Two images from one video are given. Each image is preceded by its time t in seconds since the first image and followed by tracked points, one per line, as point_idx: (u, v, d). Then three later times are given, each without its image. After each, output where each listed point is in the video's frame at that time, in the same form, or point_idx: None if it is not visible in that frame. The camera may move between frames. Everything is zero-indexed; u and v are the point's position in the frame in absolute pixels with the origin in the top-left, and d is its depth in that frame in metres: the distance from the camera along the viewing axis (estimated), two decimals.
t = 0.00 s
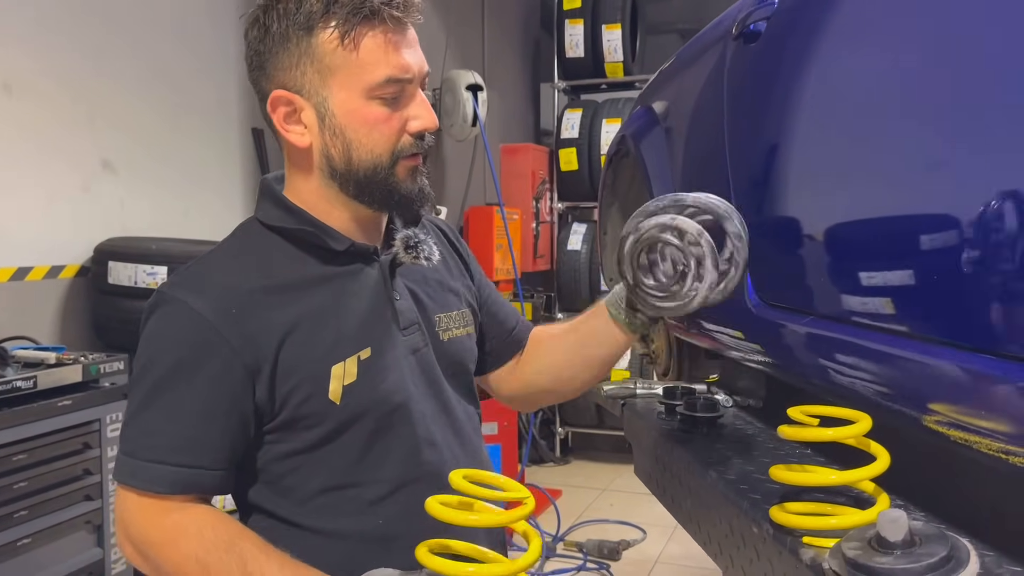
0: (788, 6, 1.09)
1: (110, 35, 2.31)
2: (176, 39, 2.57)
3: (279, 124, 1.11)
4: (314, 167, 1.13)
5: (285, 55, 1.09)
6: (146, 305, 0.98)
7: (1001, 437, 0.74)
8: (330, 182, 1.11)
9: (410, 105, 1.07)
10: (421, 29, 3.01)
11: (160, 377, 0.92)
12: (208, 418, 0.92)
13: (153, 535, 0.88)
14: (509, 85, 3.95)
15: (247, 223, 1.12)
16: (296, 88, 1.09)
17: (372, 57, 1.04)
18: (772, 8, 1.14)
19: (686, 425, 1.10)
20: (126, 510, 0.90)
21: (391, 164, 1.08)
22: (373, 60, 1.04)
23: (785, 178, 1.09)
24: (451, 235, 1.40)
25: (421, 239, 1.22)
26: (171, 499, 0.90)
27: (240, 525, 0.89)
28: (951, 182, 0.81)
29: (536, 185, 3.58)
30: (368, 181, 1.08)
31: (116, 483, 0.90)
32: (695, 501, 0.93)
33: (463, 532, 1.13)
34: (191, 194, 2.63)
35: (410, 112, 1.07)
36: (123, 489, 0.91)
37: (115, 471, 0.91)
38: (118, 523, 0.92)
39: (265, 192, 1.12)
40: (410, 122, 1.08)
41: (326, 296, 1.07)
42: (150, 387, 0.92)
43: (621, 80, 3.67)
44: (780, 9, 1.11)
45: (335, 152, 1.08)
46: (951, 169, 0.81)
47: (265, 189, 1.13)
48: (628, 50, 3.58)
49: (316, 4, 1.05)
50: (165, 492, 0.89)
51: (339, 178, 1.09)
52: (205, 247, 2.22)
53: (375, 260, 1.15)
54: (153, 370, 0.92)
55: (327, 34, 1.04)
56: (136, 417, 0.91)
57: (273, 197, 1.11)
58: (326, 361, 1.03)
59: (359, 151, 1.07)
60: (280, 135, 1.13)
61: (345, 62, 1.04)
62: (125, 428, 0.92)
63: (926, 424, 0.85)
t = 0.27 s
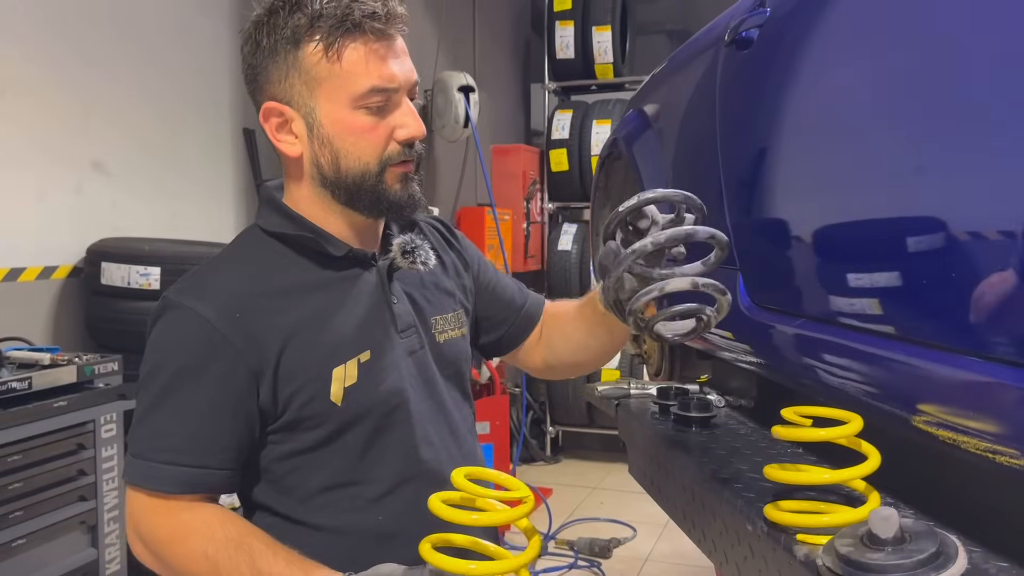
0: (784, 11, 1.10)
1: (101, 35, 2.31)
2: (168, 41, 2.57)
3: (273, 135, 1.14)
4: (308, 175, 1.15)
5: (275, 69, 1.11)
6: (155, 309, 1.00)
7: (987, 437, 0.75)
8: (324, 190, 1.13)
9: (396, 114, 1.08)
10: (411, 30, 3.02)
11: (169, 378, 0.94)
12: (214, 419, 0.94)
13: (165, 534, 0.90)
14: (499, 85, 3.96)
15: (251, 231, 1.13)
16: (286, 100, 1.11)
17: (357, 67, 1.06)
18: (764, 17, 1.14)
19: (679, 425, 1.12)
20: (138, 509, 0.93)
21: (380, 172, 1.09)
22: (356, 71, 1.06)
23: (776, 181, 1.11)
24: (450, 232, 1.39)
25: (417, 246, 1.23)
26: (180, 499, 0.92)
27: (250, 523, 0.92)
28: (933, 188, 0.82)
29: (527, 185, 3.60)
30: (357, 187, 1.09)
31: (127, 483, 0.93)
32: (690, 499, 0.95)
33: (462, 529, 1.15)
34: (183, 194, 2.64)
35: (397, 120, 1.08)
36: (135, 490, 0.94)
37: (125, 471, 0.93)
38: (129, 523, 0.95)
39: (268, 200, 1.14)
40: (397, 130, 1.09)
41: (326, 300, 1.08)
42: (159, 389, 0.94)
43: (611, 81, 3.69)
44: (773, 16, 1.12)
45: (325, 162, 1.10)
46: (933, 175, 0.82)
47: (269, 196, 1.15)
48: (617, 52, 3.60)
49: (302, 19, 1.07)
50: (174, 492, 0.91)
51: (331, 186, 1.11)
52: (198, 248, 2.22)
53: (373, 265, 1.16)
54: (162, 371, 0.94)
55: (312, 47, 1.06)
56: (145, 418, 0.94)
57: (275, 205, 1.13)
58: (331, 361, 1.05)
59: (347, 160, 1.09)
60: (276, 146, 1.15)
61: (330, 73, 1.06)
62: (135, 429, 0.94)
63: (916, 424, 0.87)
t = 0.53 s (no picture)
0: (774, 15, 1.12)
1: (91, 35, 2.31)
2: (156, 41, 2.57)
3: (264, 143, 1.16)
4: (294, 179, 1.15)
5: (257, 77, 1.12)
6: (157, 306, 1.03)
7: (970, 431, 0.78)
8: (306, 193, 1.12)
9: (361, 115, 1.05)
10: (401, 30, 3.03)
11: (166, 370, 0.97)
12: (208, 409, 0.97)
13: (161, 518, 0.93)
14: (488, 85, 3.98)
15: (252, 232, 1.15)
16: (268, 109, 1.12)
17: (314, 71, 1.04)
18: (753, 23, 1.17)
19: (671, 421, 1.15)
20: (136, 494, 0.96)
21: (348, 175, 1.06)
22: (315, 75, 1.04)
23: (765, 183, 1.14)
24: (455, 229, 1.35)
25: (413, 246, 1.20)
26: (176, 485, 0.95)
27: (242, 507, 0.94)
28: (914, 190, 0.85)
29: (515, 185, 3.61)
30: (328, 191, 1.07)
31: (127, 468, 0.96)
32: (682, 494, 0.98)
33: (458, 524, 1.16)
34: (172, 193, 2.64)
35: (361, 121, 1.05)
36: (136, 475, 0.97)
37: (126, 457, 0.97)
38: (129, 509, 0.98)
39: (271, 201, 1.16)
40: (363, 131, 1.05)
41: (325, 299, 1.09)
42: (158, 380, 0.97)
43: (599, 82, 3.72)
44: (761, 23, 1.15)
45: (300, 166, 1.09)
46: (915, 178, 0.85)
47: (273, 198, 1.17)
48: (605, 53, 3.63)
49: (271, 29, 1.07)
50: (173, 479, 0.94)
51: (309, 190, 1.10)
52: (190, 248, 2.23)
53: (370, 264, 1.15)
54: (161, 363, 0.97)
55: (279, 55, 1.06)
56: (145, 408, 0.97)
57: (276, 205, 1.15)
58: (320, 361, 1.05)
59: (317, 164, 1.07)
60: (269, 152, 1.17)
61: (295, 79, 1.06)
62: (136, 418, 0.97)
63: (902, 419, 0.89)
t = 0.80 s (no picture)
0: (763, 20, 1.14)
1: (81, 35, 2.31)
2: (147, 41, 2.57)
3: (257, 150, 1.16)
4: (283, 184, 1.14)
5: (248, 87, 1.13)
6: (156, 304, 1.05)
7: (952, 426, 0.80)
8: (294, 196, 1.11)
9: (345, 119, 1.04)
10: (390, 30, 3.04)
11: (157, 363, 0.98)
12: (197, 401, 0.98)
13: (152, 505, 0.96)
14: (476, 85, 3.99)
15: (245, 233, 1.14)
16: (258, 116, 1.12)
17: (297, 78, 1.04)
18: (742, 29, 1.19)
19: (662, 418, 1.17)
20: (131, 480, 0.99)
21: (331, 178, 1.05)
22: (299, 82, 1.04)
23: (753, 185, 1.16)
24: (455, 233, 1.30)
25: (399, 246, 1.14)
26: (168, 474, 0.97)
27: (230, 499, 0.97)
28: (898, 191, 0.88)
29: (504, 185, 3.63)
30: (314, 193, 1.06)
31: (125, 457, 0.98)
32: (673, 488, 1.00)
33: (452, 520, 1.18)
34: (162, 193, 2.64)
35: (345, 126, 1.04)
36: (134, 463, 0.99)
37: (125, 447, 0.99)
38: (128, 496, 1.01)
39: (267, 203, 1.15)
40: (345, 135, 1.04)
41: (312, 298, 1.07)
42: (150, 373, 0.99)
43: (587, 83, 3.74)
44: (750, 29, 1.17)
45: (287, 169, 1.08)
46: (898, 179, 0.88)
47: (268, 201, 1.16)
48: (593, 54, 3.65)
49: (259, 40, 1.09)
50: (164, 469, 0.96)
51: (297, 192, 1.09)
52: (181, 248, 2.24)
53: (359, 265, 1.13)
54: (154, 356, 0.99)
55: (266, 64, 1.07)
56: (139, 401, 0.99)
57: (271, 208, 1.14)
58: (300, 356, 1.03)
59: (302, 168, 1.06)
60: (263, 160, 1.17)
61: (280, 86, 1.06)
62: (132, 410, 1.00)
63: (888, 415, 0.91)
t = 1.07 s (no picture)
0: (752, 25, 1.16)
1: (68, 34, 2.31)
2: (134, 40, 2.57)
3: (256, 156, 1.17)
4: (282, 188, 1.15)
5: (245, 94, 1.15)
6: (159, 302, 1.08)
7: (935, 420, 0.83)
8: (293, 199, 1.13)
9: (342, 121, 1.06)
10: (377, 30, 3.06)
11: (156, 360, 1.01)
12: (191, 395, 1.00)
13: (149, 495, 0.99)
14: (462, 86, 4.01)
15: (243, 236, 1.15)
16: (256, 122, 1.14)
17: (293, 83, 1.06)
18: (731, 34, 1.21)
19: (652, 414, 1.20)
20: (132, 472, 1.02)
21: (330, 179, 1.06)
22: (296, 86, 1.05)
23: (738, 186, 1.19)
24: (453, 234, 1.31)
25: (389, 248, 1.13)
26: (167, 465, 1.00)
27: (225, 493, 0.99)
28: (878, 193, 0.91)
29: (490, 185, 3.66)
30: (313, 194, 1.08)
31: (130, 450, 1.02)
32: (665, 482, 1.02)
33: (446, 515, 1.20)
34: (149, 192, 2.65)
35: (342, 128, 1.05)
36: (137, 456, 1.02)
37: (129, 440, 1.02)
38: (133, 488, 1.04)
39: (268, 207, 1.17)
40: (343, 137, 1.05)
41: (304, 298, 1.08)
42: (151, 369, 1.02)
43: (572, 84, 3.77)
44: (738, 34, 1.19)
45: (286, 173, 1.10)
46: (878, 181, 0.91)
47: (268, 206, 1.17)
48: (578, 55, 3.68)
49: (255, 47, 1.10)
50: (160, 460, 0.98)
51: (296, 195, 1.11)
52: (170, 247, 2.25)
53: (353, 264, 1.14)
54: (153, 351, 1.02)
55: (263, 70, 1.09)
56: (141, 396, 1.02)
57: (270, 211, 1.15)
58: (290, 354, 1.04)
59: (301, 170, 1.08)
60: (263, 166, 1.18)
61: (278, 91, 1.07)
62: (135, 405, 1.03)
63: (873, 410, 0.94)
